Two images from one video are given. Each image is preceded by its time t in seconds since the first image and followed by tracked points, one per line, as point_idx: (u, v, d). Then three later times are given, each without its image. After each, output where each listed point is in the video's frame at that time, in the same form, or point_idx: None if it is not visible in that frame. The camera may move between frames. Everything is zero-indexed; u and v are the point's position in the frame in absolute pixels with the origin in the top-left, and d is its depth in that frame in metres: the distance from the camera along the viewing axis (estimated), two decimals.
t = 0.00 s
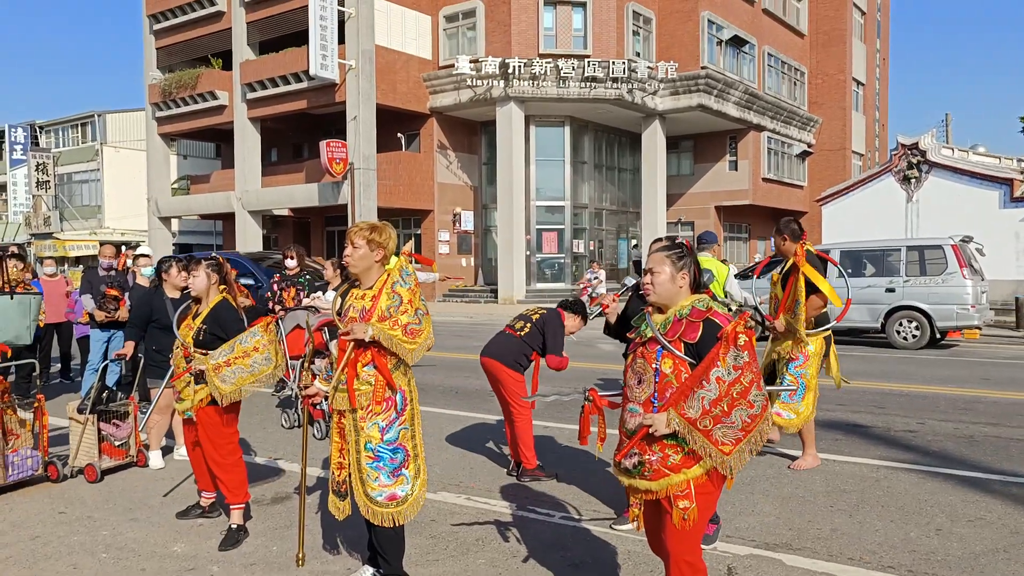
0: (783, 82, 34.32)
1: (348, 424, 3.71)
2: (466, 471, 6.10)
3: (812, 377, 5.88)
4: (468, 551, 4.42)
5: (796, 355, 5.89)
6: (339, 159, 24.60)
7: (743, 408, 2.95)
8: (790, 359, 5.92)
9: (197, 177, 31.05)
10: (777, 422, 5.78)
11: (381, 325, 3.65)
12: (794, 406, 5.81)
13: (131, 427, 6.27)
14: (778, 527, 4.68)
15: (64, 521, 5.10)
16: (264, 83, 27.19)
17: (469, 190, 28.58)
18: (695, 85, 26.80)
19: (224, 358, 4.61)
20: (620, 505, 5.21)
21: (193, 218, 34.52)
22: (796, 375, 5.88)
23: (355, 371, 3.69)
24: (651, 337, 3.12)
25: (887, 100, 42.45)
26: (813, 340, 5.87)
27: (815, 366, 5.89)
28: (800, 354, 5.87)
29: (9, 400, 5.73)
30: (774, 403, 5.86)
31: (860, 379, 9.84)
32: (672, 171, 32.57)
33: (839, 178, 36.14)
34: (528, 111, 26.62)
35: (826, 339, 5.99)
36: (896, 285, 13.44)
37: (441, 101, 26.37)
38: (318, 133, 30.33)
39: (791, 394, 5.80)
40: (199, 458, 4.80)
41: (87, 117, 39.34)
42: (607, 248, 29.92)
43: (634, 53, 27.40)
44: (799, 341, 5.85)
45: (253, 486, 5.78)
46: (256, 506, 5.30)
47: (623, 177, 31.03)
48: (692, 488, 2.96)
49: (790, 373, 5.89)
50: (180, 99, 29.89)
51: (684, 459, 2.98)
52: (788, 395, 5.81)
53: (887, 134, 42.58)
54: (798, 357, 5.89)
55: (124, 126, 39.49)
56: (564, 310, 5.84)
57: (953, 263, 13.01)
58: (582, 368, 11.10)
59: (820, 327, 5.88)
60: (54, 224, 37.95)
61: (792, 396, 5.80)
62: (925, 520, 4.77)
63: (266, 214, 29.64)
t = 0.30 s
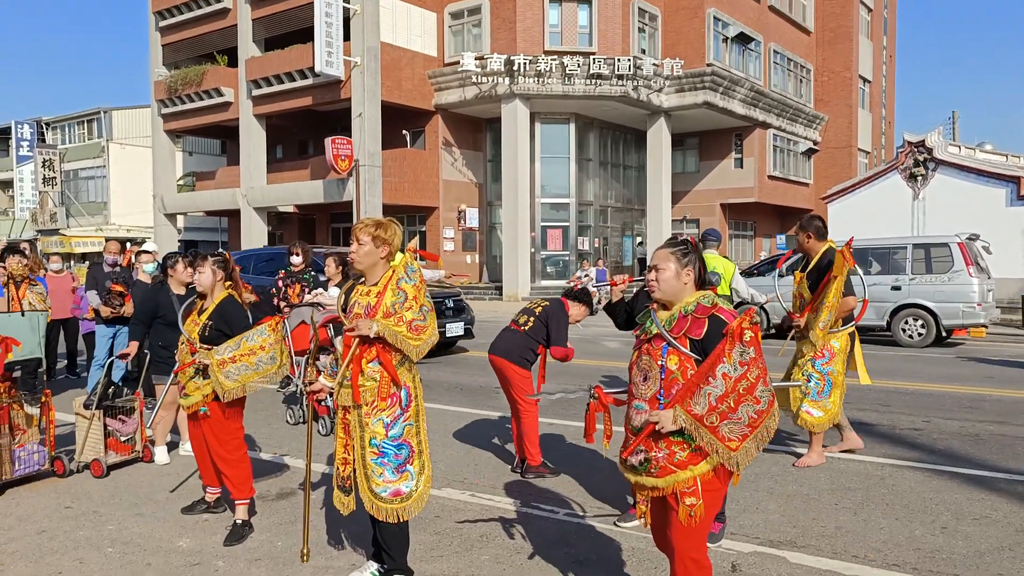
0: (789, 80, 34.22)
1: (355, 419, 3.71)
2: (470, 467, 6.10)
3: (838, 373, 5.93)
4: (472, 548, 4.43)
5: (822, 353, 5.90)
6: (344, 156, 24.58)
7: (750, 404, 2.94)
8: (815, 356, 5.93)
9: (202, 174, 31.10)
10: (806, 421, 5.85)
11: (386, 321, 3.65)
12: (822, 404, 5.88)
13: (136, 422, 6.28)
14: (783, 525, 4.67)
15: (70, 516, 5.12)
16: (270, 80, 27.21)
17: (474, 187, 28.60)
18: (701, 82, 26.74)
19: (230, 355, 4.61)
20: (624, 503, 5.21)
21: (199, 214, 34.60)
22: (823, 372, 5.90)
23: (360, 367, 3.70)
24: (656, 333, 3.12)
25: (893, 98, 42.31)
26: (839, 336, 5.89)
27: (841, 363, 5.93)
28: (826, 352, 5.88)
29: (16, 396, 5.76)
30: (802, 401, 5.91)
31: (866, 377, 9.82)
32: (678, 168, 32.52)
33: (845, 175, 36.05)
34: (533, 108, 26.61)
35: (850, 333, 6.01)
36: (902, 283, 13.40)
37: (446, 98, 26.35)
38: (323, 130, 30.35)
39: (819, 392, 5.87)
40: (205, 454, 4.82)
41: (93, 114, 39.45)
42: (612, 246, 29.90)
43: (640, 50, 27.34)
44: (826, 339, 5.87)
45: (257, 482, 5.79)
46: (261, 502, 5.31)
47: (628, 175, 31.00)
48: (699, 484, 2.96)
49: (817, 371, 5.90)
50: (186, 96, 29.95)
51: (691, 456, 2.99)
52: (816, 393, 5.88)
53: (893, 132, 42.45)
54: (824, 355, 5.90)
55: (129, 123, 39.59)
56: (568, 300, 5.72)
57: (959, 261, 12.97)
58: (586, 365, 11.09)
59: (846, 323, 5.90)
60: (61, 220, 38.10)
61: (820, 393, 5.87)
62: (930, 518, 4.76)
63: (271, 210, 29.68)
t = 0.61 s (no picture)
0: (794, 78, 34.13)
1: (358, 415, 3.72)
2: (473, 464, 6.10)
3: (857, 368, 5.95)
4: (475, 544, 4.43)
5: (842, 348, 5.92)
6: (348, 153, 24.63)
7: (754, 402, 2.94)
8: (834, 350, 5.97)
9: (207, 170, 31.13)
10: (823, 413, 5.88)
11: (390, 317, 3.66)
12: (839, 398, 5.93)
13: (141, 417, 6.31)
14: (786, 523, 4.67)
15: (75, 510, 5.14)
16: (274, 77, 27.23)
17: (478, 184, 28.59)
18: (705, 80, 26.70)
19: (235, 352, 4.62)
20: (627, 500, 5.21)
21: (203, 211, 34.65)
22: (841, 366, 5.94)
23: (364, 363, 3.70)
24: (659, 331, 3.12)
25: (898, 96, 42.17)
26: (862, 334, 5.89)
27: (861, 357, 5.93)
28: (846, 348, 5.90)
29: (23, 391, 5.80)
30: (820, 395, 5.98)
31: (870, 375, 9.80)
32: (682, 166, 32.46)
33: (850, 174, 35.94)
34: (537, 106, 26.59)
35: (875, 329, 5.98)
36: (907, 282, 13.38)
37: (450, 94, 26.33)
38: (327, 127, 30.36)
39: (837, 386, 5.92)
40: (209, 450, 4.83)
41: (98, 110, 39.53)
42: (616, 244, 29.87)
43: (644, 47, 27.30)
44: (849, 334, 5.85)
45: (261, 478, 5.80)
46: (265, 498, 5.32)
47: (632, 172, 30.96)
48: (702, 482, 2.96)
49: (836, 365, 5.95)
50: (191, 92, 29.99)
51: (694, 454, 2.98)
52: (834, 387, 5.94)
53: (898, 130, 42.31)
54: (843, 349, 5.93)
55: (134, 119, 39.67)
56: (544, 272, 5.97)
57: (964, 260, 12.93)
58: (590, 363, 11.09)
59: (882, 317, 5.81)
60: (65, 216, 38.18)
61: (838, 387, 5.93)
62: (933, 516, 4.76)
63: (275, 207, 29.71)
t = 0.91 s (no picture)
0: (799, 74, 34.02)
1: (361, 410, 3.72)
2: (476, 459, 6.11)
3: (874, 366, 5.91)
4: (478, 539, 4.44)
5: (858, 348, 5.87)
6: (352, 149, 24.68)
7: (756, 399, 2.93)
8: (850, 350, 5.90)
9: (211, 166, 31.15)
10: (843, 415, 5.84)
11: (395, 312, 3.66)
12: (858, 398, 5.88)
13: (145, 412, 6.33)
14: (788, 519, 4.66)
15: (79, 504, 5.16)
16: (278, 72, 27.21)
17: (482, 180, 28.57)
18: (710, 76, 26.63)
19: (242, 348, 4.63)
20: (630, 495, 5.21)
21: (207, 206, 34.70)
22: (858, 367, 5.89)
23: (368, 358, 3.70)
24: (662, 327, 3.12)
25: (904, 92, 42.03)
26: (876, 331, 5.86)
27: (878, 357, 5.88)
28: (862, 347, 5.84)
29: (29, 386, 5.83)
30: (838, 396, 5.94)
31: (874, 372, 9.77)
32: (686, 163, 32.38)
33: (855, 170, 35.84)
34: (541, 101, 26.56)
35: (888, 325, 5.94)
36: (911, 279, 13.33)
37: (454, 90, 26.30)
38: (331, 122, 30.36)
39: (855, 387, 5.87)
40: (213, 444, 4.84)
41: (102, 105, 39.60)
42: (620, 240, 29.83)
43: (649, 43, 27.23)
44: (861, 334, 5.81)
45: (265, 472, 5.82)
46: (269, 492, 5.34)
47: (636, 169, 30.90)
48: (704, 478, 2.96)
49: (852, 366, 5.90)
50: (194, 88, 29.99)
51: (697, 450, 2.98)
52: (852, 388, 5.89)
53: (904, 127, 42.16)
54: (859, 349, 5.88)
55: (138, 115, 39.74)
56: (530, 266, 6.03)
57: (970, 256, 12.87)
58: (593, 359, 11.07)
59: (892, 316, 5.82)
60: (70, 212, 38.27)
61: (857, 388, 5.88)
62: (937, 513, 4.75)
63: (279, 203, 29.73)
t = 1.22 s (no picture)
0: (809, 72, 33.87)
1: (373, 409, 3.73)
2: (486, 459, 6.11)
3: (891, 371, 5.90)
4: (488, 538, 4.44)
5: (875, 352, 5.83)
6: (361, 150, 24.57)
7: (769, 399, 2.92)
8: (868, 352, 5.84)
9: (221, 166, 31.29)
10: (862, 419, 5.80)
11: (407, 311, 3.67)
12: (875, 402, 5.86)
13: (156, 411, 6.36)
14: (800, 519, 4.65)
15: (93, 503, 5.19)
16: (287, 73, 27.30)
17: (491, 180, 28.57)
18: (719, 74, 26.55)
19: (254, 348, 4.65)
20: (640, 495, 5.21)
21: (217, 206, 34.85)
22: (877, 370, 5.85)
23: (380, 357, 3.71)
24: (674, 327, 3.11)
25: (915, 90, 41.80)
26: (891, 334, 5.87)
27: (894, 361, 5.90)
28: (882, 350, 5.82)
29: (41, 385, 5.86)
30: (856, 399, 5.87)
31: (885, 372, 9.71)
32: (695, 161, 32.30)
33: (866, 168, 35.62)
34: (550, 101, 26.55)
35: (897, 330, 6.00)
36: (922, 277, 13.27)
37: (463, 90, 26.32)
38: (340, 123, 30.43)
39: (874, 391, 5.83)
40: (225, 443, 4.87)
41: (113, 106, 39.86)
42: (629, 239, 29.77)
43: (658, 42, 27.19)
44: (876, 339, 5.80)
45: (276, 471, 5.85)
46: (280, 491, 5.36)
47: (645, 168, 30.84)
48: (716, 478, 2.95)
49: (871, 369, 5.85)
50: (205, 88, 30.12)
51: (708, 450, 2.98)
52: (870, 391, 5.85)
53: (915, 125, 41.94)
54: (877, 353, 5.84)
55: (149, 115, 39.97)
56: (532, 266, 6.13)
57: (982, 255, 12.82)
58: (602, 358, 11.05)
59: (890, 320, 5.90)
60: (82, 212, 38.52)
61: (875, 391, 5.84)
62: (950, 513, 4.72)
63: (288, 203, 29.83)
